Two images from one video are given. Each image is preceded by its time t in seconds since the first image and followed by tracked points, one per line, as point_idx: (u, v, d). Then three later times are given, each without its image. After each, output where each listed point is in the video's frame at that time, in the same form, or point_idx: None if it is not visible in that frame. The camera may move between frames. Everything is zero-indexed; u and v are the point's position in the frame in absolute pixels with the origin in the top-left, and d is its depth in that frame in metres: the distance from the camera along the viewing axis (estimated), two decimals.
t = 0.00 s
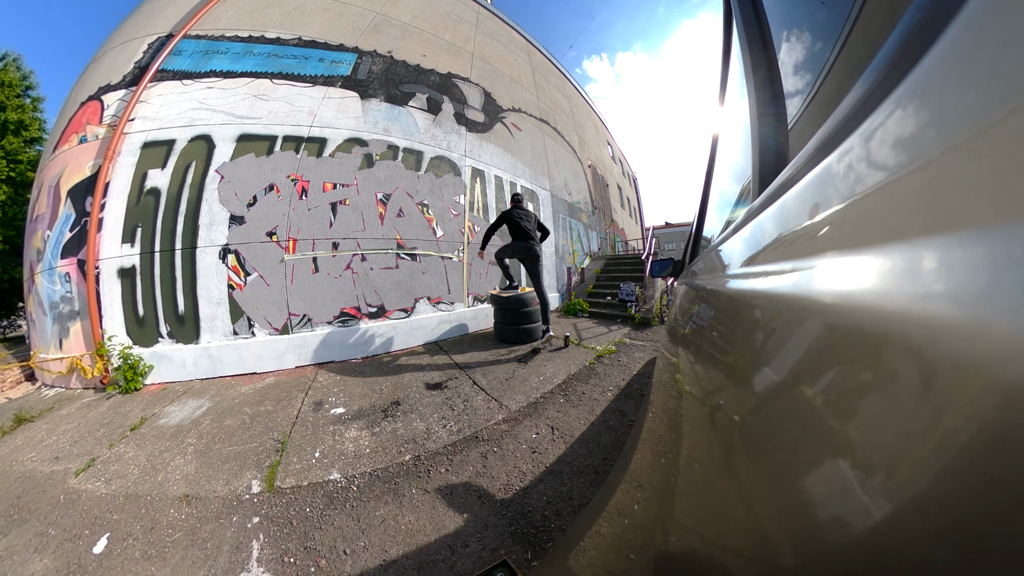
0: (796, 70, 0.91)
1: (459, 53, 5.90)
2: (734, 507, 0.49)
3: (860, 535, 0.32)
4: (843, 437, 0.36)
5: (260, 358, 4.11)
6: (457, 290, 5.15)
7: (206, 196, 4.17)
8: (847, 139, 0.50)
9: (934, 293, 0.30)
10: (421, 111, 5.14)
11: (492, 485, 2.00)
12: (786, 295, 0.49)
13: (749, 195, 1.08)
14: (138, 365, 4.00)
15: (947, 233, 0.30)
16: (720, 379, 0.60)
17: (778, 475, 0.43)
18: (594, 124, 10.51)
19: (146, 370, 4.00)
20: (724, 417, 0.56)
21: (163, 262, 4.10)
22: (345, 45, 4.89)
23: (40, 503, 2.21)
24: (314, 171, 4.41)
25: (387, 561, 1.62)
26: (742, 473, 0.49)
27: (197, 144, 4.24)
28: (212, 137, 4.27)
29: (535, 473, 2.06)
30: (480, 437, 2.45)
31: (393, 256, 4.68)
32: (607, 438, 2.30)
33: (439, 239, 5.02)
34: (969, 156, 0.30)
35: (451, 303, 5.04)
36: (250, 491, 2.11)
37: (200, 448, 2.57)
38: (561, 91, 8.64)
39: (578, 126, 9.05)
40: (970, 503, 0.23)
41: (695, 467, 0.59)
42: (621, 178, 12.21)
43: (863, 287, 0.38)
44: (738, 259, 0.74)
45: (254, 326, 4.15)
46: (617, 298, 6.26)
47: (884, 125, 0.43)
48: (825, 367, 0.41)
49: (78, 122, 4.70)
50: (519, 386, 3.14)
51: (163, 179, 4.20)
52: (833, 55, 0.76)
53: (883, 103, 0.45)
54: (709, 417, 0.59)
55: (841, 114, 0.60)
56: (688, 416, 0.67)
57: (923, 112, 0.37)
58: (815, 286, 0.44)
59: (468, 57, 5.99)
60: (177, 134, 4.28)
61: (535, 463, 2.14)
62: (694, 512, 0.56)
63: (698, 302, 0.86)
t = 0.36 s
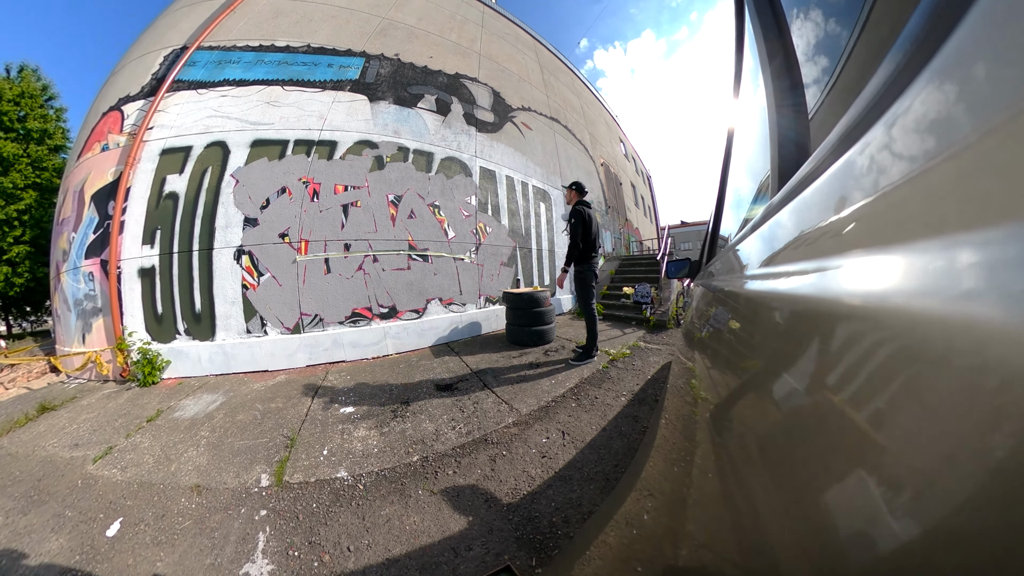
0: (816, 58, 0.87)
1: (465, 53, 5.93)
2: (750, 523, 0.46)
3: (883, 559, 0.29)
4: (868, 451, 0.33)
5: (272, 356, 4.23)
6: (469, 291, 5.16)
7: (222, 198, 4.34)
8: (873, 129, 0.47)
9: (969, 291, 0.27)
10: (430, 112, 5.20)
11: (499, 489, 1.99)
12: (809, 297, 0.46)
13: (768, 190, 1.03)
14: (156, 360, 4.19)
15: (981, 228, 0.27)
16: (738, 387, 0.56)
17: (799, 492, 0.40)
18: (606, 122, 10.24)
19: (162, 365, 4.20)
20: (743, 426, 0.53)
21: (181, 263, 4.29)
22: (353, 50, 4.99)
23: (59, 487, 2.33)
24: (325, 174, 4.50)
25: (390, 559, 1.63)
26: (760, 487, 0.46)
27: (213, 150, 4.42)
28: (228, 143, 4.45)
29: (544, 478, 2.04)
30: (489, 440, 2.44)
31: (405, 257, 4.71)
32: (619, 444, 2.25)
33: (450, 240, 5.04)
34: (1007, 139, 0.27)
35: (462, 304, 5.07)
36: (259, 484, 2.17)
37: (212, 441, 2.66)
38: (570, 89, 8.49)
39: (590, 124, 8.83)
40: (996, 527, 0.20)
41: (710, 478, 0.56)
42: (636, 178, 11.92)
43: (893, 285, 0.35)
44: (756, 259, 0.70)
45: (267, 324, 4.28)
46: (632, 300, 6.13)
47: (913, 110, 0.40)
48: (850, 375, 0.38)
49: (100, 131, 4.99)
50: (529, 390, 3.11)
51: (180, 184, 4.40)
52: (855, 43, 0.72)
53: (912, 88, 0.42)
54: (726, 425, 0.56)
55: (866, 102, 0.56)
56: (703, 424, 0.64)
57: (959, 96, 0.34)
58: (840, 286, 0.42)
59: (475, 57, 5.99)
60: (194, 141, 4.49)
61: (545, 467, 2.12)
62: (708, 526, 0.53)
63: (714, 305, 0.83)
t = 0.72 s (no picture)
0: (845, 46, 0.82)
1: (473, 53, 5.84)
2: (766, 539, 0.43)
3: None
4: (893, 468, 0.30)
5: (283, 354, 4.38)
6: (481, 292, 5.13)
7: (238, 202, 4.50)
8: (904, 117, 0.44)
9: (1003, 293, 0.24)
10: (440, 114, 5.17)
11: (506, 493, 1.97)
12: (834, 299, 0.43)
13: (788, 186, 0.98)
14: (173, 356, 4.42)
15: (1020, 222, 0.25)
16: (757, 395, 0.53)
17: (820, 507, 0.37)
18: (620, 119, 9.94)
19: (179, 360, 4.42)
20: (760, 437, 0.50)
21: (198, 264, 4.49)
22: (361, 54, 5.04)
23: (77, 471, 2.47)
24: (336, 176, 4.57)
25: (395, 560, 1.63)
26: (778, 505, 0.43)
27: (229, 155, 4.59)
28: (242, 148, 4.60)
29: (553, 484, 2.01)
30: (499, 443, 2.42)
31: (417, 258, 4.75)
32: (631, 451, 2.20)
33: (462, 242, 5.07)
34: None
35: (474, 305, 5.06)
36: (269, 478, 2.23)
37: (225, 435, 2.75)
38: (581, 87, 8.22)
39: (603, 121, 8.59)
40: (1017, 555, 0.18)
41: (724, 491, 0.53)
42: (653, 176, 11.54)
43: (923, 287, 0.32)
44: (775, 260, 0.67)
45: (279, 324, 4.42)
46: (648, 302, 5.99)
47: (950, 95, 0.36)
48: (877, 386, 0.35)
49: (122, 139, 5.27)
50: (542, 393, 3.07)
51: (198, 188, 4.60)
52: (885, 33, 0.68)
53: (947, 72, 0.38)
54: (743, 436, 0.53)
55: (896, 89, 0.52)
56: (718, 434, 0.61)
57: (1001, 76, 0.30)
58: (866, 288, 0.39)
59: (484, 57, 5.92)
60: (211, 146, 4.68)
61: (554, 474, 2.08)
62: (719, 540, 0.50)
63: (732, 308, 0.79)
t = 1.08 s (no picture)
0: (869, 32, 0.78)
1: (481, 53, 5.87)
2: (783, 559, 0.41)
3: None
4: (924, 487, 0.27)
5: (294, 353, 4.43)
6: (493, 293, 5.13)
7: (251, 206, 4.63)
8: (932, 105, 0.41)
9: None
10: (450, 115, 5.21)
11: (513, 497, 1.96)
12: (861, 302, 0.40)
13: (810, 181, 0.94)
14: (190, 352, 4.56)
15: None
16: (779, 405, 0.50)
17: (843, 528, 0.34)
18: (630, 116, 9.75)
19: (196, 356, 4.55)
20: (780, 449, 0.47)
21: (215, 264, 4.62)
22: (370, 59, 5.14)
23: (96, 458, 2.59)
24: (350, 179, 4.65)
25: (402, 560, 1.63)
26: (798, 520, 0.40)
27: (245, 160, 4.73)
28: (257, 153, 4.73)
29: (563, 490, 1.98)
30: (509, 447, 2.40)
31: (430, 259, 4.80)
32: (643, 459, 2.15)
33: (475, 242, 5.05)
34: None
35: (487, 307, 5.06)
36: (278, 473, 2.28)
37: (237, 429, 2.83)
38: (591, 83, 8.13)
39: (614, 118, 8.46)
40: None
41: (741, 505, 0.50)
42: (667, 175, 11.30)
43: (955, 289, 0.29)
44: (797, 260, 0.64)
45: (291, 323, 4.49)
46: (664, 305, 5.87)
47: (982, 79, 0.34)
48: (906, 397, 0.31)
49: (143, 146, 5.51)
50: (553, 397, 3.05)
51: (215, 192, 4.75)
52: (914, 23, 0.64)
53: (977, 56, 0.36)
54: (761, 447, 0.51)
55: (921, 78, 0.50)
56: (735, 443, 0.58)
57: None
58: (894, 289, 0.36)
59: (492, 57, 5.95)
60: (227, 152, 4.84)
61: (564, 479, 2.05)
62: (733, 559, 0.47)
63: (750, 312, 0.75)
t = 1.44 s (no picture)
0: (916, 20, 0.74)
1: (489, 53, 5.88)
2: None
3: None
4: (954, 508, 0.24)
5: (305, 353, 4.50)
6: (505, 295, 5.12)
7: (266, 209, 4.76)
8: (967, 96, 0.38)
9: None
10: (460, 116, 5.24)
11: (519, 502, 1.94)
12: (888, 306, 0.37)
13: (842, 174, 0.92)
14: (207, 348, 4.73)
15: None
16: (801, 416, 0.47)
17: (864, 550, 0.32)
18: (644, 112, 9.51)
19: (212, 353, 4.72)
20: (802, 462, 0.44)
21: (231, 265, 4.79)
22: (379, 62, 5.23)
23: (114, 446, 2.70)
24: (362, 181, 4.75)
25: (407, 561, 1.63)
26: (817, 538, 0.38)
27: (258, 165, 4.87)
28: (270, 157, 4.86)
29: (572, 496, 1.95)
30: (518, 450, 2.38)
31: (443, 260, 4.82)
32: (656, 468, 2.10)
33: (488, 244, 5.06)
34: None
35: (499, 308, 5.06)
36: (288, 469, 2.32)
37: (249, 425, 2.89)
38: (602, 80, 7.98)
39: (627, 115, 8.29)
40: None
41: (757, 519, 0.48)
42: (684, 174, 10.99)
43: (989, 289, 0.26)
44: (821, 260, 0.61)
45: (304, 323, 4.59)
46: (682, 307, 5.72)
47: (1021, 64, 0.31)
48: (939, 407, 0.28)
49: (162, 153, 5.76)
50: (566, 400, 3.01)
51: (231, 196, 4.91)
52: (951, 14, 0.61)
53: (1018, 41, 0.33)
54: (781, 459, 0.48)
55: (955, 68, 0.47)
56: (752, 453, 0.55)
57: None
58: (926, 291, 0.33)
59: (500, 56, 5.94)
60: (242, 157, 4.99)
61: (574, 485, 2.03)
62: None
63: (769, 315, 0.72)
